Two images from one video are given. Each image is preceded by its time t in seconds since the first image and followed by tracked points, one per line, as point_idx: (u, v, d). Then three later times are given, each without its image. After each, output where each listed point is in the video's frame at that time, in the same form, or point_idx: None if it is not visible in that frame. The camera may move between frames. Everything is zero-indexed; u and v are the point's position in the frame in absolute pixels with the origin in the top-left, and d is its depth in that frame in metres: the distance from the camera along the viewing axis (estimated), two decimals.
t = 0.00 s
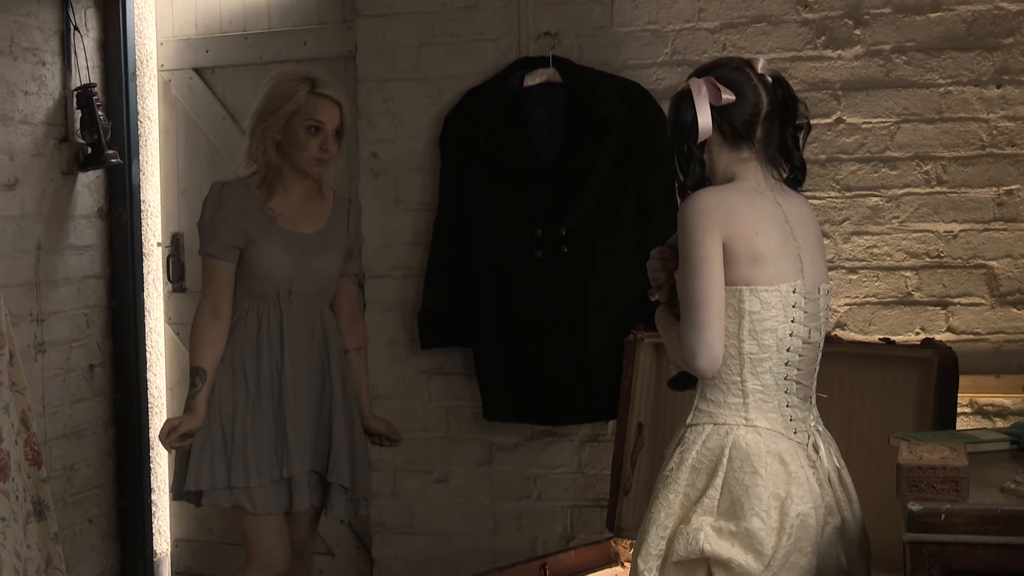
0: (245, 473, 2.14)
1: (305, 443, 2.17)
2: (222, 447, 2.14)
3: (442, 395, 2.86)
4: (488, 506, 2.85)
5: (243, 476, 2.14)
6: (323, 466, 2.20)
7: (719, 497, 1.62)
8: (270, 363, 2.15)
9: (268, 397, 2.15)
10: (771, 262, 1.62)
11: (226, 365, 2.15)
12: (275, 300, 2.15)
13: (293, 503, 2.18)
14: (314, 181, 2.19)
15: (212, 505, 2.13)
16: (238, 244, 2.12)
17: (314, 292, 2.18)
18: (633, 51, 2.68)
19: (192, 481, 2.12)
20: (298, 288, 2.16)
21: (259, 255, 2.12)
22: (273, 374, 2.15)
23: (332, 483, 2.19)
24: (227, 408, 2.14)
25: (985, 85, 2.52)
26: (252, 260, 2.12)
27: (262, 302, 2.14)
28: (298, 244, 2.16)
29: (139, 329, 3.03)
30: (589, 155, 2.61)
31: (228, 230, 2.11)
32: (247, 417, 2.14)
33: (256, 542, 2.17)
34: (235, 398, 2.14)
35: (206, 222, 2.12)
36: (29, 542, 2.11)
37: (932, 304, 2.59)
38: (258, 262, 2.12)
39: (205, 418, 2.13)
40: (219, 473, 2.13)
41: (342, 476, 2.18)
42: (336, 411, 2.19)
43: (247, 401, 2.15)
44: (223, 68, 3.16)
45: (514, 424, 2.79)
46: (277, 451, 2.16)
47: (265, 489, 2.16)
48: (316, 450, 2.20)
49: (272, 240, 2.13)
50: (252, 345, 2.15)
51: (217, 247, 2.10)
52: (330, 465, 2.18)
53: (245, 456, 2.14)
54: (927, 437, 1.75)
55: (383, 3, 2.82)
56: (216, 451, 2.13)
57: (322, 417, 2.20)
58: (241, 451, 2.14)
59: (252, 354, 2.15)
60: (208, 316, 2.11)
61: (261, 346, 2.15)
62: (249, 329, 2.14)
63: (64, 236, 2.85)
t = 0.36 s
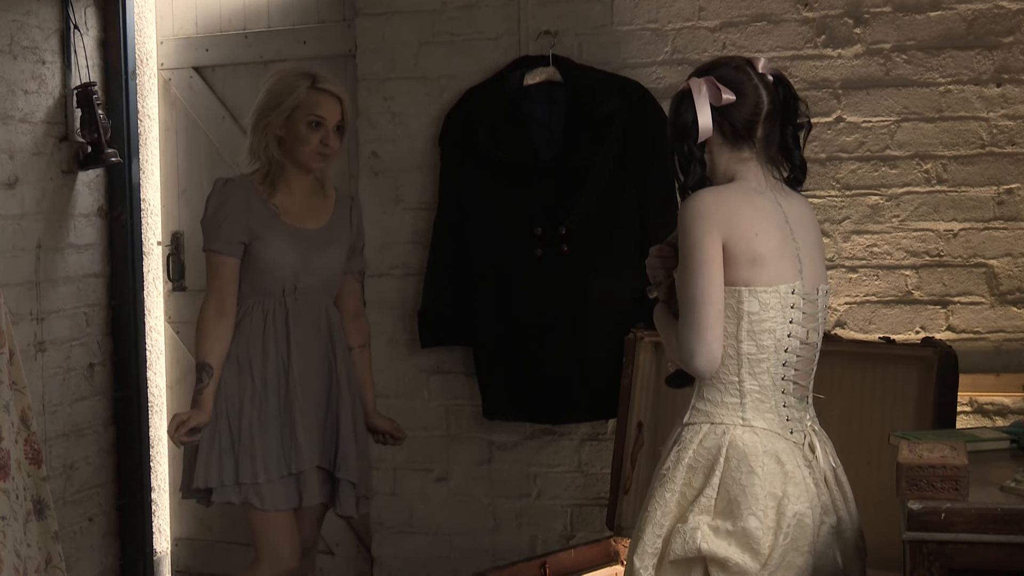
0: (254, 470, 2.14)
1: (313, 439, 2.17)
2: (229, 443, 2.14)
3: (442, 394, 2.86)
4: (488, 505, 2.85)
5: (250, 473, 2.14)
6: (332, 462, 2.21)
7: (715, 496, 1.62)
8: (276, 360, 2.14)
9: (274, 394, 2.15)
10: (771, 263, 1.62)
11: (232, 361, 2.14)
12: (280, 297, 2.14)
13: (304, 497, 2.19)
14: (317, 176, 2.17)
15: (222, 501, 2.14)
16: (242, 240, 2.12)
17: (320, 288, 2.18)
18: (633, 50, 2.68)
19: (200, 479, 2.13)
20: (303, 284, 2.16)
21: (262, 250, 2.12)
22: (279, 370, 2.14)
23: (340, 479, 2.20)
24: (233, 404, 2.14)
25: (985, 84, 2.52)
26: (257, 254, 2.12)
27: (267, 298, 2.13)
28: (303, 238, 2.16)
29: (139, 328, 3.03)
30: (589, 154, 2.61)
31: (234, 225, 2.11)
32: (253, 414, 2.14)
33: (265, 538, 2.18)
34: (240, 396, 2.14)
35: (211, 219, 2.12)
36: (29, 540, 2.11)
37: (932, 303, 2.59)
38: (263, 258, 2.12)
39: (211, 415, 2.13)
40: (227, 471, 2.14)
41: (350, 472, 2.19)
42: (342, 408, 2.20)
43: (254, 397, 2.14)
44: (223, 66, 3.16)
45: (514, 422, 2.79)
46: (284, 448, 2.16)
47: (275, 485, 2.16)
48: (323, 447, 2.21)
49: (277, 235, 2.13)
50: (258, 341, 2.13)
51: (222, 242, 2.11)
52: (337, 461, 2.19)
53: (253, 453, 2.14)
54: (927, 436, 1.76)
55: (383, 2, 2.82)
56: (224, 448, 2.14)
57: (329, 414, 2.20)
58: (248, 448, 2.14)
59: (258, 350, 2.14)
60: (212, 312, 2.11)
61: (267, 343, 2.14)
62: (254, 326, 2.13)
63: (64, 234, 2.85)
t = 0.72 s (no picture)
0: (254, 466, 2.13)
1: (312, 435, 2.17)
2: (229, 440, 2.14)
3: (441, 392, 2.86)
4: (487, 503, 2.85)
5: (251, 468, 2.13)
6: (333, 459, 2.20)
7: (712, 494, 1.62)
8: (277, 356, 2.16)
9: (275, 391, 2.16)
10: (767, 262, 1.62)
11: (232, 357, 2.15)
12: (280, 293, 2.16)
13: (306, 494, 2.17)
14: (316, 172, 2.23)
15: (223, 499, 2.13)
16: (242, 236, 2.13)
17: (320, 286, 2.20)
18: (632, 48, 2.68)
19: (201, 474, 2.12)
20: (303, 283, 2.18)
21: (262, 246, 2.14)
22: (278, 366, 2.16)
23: (339, 476, 2.18)
24: (233, 401, 2.14)
25: (984, 82, 2.52)
26: (257, 250, 2.14)
27: (267, 294, 2.16)
28: (302, 234, 2.18)
29: (138, 326, 3.03)
30: (587, 153, 2.62)
31: (233, 220, 2.12)
32: (254, 410, 2.14)
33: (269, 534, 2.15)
34: (241, 393, 2.15)
35: (209, 216, 2.13)
36: (29, 538, 2.11)
37: (931, 301, 2.59)
38: (264, 255, 2.14)
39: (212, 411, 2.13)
40: (228, 467, 2.13)
41: (349, 468, 2.17)
42: (342, 404, 2.19)
43: (255, 393, 2.15)
44: (222, 65, 3.16)
45: (512, 420, 2.79)
46: (284, 445, 2.15)
47: (275, 482, 2.14)
48: (323, 444, 2.20)
49: (276, 231, 2.15)
50: (258, 337, 2.15)
51: (221, 237, 2.11)
52: (337, 458, 2.17)
53: (252, 449, 2.13)
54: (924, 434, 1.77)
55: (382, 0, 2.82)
56: (223, 445, 2.14)
57: (330, 410, 2.20)
58: (249, 445, 2.13)
59: (259, 346, 2.15)
60: (211, 310, 2.12)
61: (267, 339, 2.16)
62: (254, 322, 2.15)
63: (63, 232, 2.85)
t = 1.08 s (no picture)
0: (252, 465, 2.12)
1: (310, 434, 2.17)
2: (227, 437, 2.13)
3: (440, 391, 2.86)
4: (486, 502, 2.85)
5: (249, 466, 2.12)
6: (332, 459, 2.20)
7: (707, 493, 1.62)
8: (276, 355, 2.15)
9: (274, 390, 2.15)
10: (762, 261, 1.62)
11: (230, 355, 2.14)
12: (280, 291, 2.16)
13: (304, 493, 2.17)
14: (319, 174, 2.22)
15: (220, 497, 2.12)
16: (243, 234, 2.13)
17: (320, 285, 2.20)
18: (631, 47, 2.68)
19: (198, 472, 2.11)
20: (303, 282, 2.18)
21: (263, 245, 2.14)
22: (277, 364, 2.15)
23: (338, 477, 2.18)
24: (231, 398, 2.13)
25: (983, 81, 2.52)
26: (258, 248, 2.15)
27: (267, 292, 2.16)
28: (304, 233, 2.18)
29: (137, 326, 3.02)
30: (585, 153, 2.62)
31: (234, 218, 2.12)
32: (252, 408, 2.13)
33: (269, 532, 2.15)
34: (238, 391, 2.14)
35: (211, 212, 2.14)
36: (27, 537, 2.12)
37: (930, 300, 2.59)
38: (265, 253, 2.14)
39: (210, 409, 2.13)
40: (226, 465, 2.12)
41: (348, 469, 2.17)
42: (341, 405, 2.19)
43: (254, 391, 2.14)
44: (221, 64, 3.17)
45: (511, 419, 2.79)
46: (282, 444, 2.15)
47: (273, 481, 2.14)
48: (322, 444, 2.20)
49: (279, 229, 2.15)
50: (257, 335, 2.15)
51: (222, 234, 2.11)
52: (335, 459, 2.17)
53: (250, 447, 2.12)
54: (924, 432, 1.78)
55: None
56: (221, 443, 2.13)
57: (329, 410, 2.21)
58: (246, 443, 2.12)
59: (258, 345, 2.15)
60: (211, 307, 2.12)
61: (266, 337, 2.15)
62: (253, 319, 2.15)
63: (62, 232, 2.85)
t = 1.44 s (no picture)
0: (251, 469, 2.12)
1: (312, 439, 2.16)
2: (227, 440, 2.13)
3: (439, 391, 2.86)
4: (486, 502, 2.85)
5: (249, 471, 2.11)
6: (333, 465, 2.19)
7: (701, 492, 1.62)
8: (277, 359, 2.14)
9: (275, 394, 2.14)
10: (757, 261, 1.62)
11: (230, 357, 2.14)
12: (282, 294, 2.15)
13: (304, 498, 2.17)
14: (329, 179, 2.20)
15: (219, 500, 2.12)
16: (248, 236, 2.12)
17: (321, 289, 2.18)
18: (630, 47, 2.68)
19: (197, 475, 2.10)
20: (306, 285, 2.17)
21: (268, 246, 2.13)
22: (278, 368, 2.14)
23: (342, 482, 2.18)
24: (231, 401, 2.13)
25: (983, 81, 2.52)
26: (262, 250, 2.13)
27: (268, 294, 2.15)
28: (309, 239, 2.16)
29: (136, 326, 3.02)
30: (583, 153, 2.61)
31: (240, 218, 2.11)
32: (252, 411, 2.12)
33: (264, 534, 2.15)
34: (238, 394, 2.13)
35: (216, 211, 2.14)
36: (26, 537, 2.12)
37: (929, 300, 2.59)
38: (267, 254, 2.13)
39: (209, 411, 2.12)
40: (226, 468, 2.12)
41: (351, 475, 2.17)
42: (345, 410, 2.19)
43: (254, 394, 2.13)
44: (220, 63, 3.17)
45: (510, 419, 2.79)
46: (283, 448, 2.14)
47: (274, 485, 2.14)
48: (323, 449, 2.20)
49: (283, 233, 2.13)
50: (258, 338, 2.14)
51: (227, 235, 2.11)
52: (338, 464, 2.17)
53: (251, 451, 2.12)
54: (925, 432, 1.79)
55: None
56: (220, 446, 2.13)
57: (330, 416, 2.20)
58: (246, 447, 2.12)
59: (258, 348, 2.14)
60: (212, 308, 2.11)
61: (267, 340, 2.14)
62: (254, 322, 2.14)
63: (61, 231, 2.85)
